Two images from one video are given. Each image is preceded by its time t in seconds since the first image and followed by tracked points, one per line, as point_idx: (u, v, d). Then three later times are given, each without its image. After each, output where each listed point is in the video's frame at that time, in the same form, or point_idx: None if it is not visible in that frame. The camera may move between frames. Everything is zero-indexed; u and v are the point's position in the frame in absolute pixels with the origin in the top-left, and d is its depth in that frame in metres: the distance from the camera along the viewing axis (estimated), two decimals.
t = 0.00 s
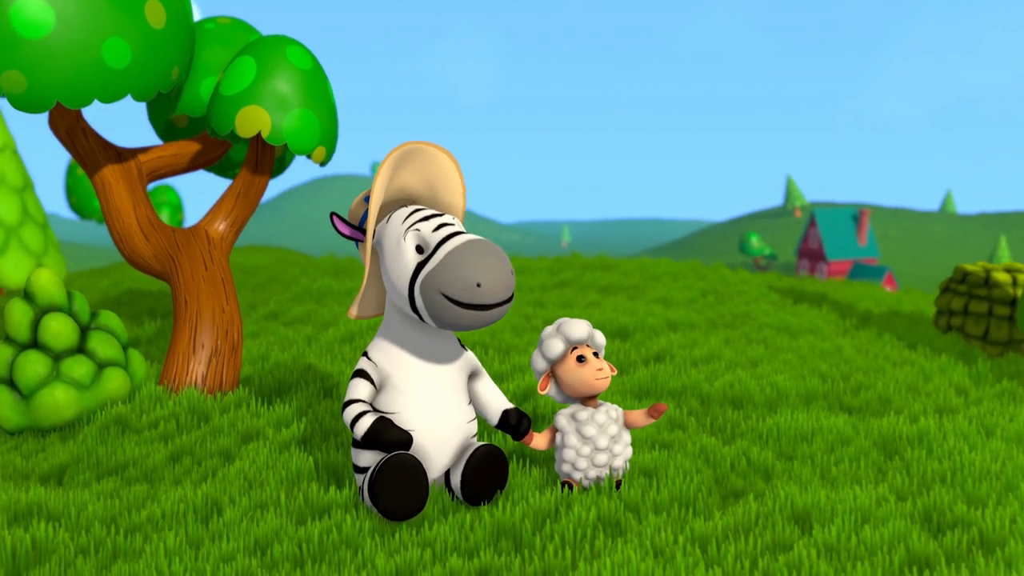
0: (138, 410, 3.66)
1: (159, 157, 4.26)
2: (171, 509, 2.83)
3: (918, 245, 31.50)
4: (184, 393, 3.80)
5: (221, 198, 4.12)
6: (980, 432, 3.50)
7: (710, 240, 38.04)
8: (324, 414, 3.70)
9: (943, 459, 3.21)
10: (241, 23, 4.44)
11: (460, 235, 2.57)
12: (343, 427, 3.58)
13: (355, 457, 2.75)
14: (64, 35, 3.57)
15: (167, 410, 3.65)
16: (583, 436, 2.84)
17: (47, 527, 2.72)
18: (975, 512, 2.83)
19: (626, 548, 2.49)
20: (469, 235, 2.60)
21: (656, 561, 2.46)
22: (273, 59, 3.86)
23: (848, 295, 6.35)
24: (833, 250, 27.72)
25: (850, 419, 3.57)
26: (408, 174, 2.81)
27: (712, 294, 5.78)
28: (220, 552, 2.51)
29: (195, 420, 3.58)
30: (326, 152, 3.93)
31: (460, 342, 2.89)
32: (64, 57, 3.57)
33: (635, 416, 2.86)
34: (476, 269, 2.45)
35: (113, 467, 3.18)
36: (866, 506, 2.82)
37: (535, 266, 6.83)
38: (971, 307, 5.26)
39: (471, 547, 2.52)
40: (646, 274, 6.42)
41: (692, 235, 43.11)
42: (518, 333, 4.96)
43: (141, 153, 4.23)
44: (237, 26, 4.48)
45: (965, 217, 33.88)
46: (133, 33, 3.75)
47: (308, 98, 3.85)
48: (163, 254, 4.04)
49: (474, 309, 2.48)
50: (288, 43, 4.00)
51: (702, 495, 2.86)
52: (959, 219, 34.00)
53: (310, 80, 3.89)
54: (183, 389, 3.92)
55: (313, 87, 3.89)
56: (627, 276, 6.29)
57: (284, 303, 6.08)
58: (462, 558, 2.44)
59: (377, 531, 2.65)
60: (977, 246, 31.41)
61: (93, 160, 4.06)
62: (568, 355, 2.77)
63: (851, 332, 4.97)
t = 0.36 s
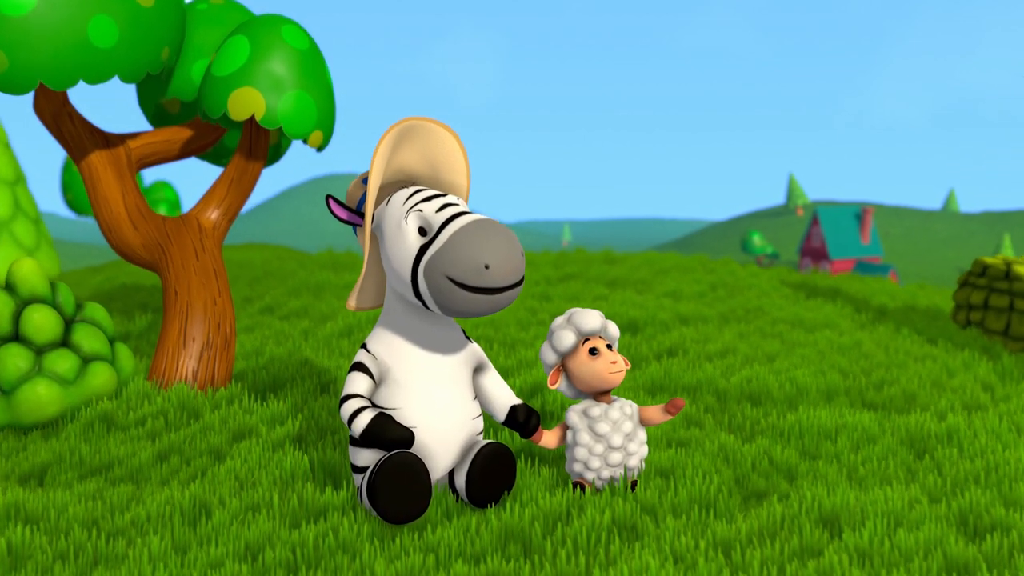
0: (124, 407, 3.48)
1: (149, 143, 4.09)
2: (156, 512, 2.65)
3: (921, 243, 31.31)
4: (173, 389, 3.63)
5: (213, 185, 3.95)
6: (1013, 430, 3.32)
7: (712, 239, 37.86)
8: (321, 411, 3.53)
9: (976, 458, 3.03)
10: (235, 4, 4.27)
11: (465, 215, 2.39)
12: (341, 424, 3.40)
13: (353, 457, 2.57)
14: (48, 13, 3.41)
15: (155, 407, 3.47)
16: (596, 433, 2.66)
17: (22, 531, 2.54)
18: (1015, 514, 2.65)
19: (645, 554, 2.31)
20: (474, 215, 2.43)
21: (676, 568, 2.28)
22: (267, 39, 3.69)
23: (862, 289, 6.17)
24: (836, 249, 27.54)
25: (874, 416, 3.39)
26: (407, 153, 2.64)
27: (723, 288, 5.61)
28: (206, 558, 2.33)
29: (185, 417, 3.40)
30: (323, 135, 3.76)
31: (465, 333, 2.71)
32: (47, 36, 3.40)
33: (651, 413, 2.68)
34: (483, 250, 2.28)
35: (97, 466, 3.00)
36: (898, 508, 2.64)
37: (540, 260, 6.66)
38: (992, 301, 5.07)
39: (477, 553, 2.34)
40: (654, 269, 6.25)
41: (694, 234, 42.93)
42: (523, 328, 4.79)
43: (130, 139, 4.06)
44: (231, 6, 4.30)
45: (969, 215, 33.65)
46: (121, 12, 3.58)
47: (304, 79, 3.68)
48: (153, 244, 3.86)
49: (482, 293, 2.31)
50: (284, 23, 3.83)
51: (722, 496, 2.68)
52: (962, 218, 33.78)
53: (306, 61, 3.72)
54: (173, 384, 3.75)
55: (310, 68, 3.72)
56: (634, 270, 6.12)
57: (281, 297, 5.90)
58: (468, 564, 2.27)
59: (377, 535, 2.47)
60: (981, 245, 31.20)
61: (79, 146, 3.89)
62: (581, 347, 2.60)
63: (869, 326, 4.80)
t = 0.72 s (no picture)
0: (112, 403, 3.33)
1: (139, 130, 3.94)
2: (141, 514, 2.48)
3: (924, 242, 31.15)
4: (163, 385, 3.48)
5: (205, 173, 3.80)
6: None
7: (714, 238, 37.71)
8: (318, 408, 3.37)
9: (1009, 456, 2.87)
10: None
11: (471, 195, 2.24)
12: (338, 422, 3.25)
13: (351, 456, 2.41)
14: None
15: (143, 404, 3.32)
16: (608, 431, 2.50)
17: None
18: None
19: (663, 559, 2.15)
20: (481, 195, 2.28)
21: None
22: (263, 20, 3.53)
23: (874, 285, 6.02)
24: (839, 248, 27.39)
25: (898, 413, 3.23)
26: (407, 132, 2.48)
27: (733, 284, 5.46)
28: (193, 564, 2.17)
29: (174, 414, 3.25)
30: (320, 120, 3.61)
31: (470, 324, 2.55)
32: (31, 15, 3.25)
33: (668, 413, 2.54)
34: (491, 231, 2.13)
35: (81, 466, 2.84)
36: (930, 510, 2.48)
37: (544, 254, 6.51)
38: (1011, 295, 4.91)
39: (483, 558, 2.18)
40: (661, 264, 6.11)
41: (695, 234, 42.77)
42: (528, 323, 4.64)
43: (120, 126, 3.91)
44: None
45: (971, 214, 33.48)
46: None
47: (300, 61, 3.52)
48: (143, 234, 3.73)
49: (490, 278, 2.15)
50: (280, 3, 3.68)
51: (743, 498, 2.52)
52: (965, 216, 33.62)
53: (302, 42, 3.56)
54: (163, 380, 3.61)
55: (306, 49, 3.57)
56: (641, 266, 5.98)
57: (279, 292, 5.75)
58: (473, 571, 2.11)
59: (376, 539, 2.31)
60: (984, 244, 31.03)
61: (67, 133, 3.74)
62: (594, 338, 2.44)
63: (885, 322, 4.64)
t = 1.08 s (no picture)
0: (100, 401, 3.20)
1: (131, 117, 3.81)
2: (128, 516, 2.35)
3: (927, 241, 31.02)
4: (153, 381, 3.37)
5: (198, 161, 3.68)
6: None
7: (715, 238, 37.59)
8: (315, 405, 3.24)
9: None
10: None
11: (477, 177, 2.11)
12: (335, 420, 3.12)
13: (349, 455, 2.29)
14: None
15: (132, 401, 3.19)
16: (620, 427, 2.38)
17: None
18: None
19: (681, 564, 2.01)
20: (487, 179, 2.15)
21: None
22: (258, 3, 3.42)
23: (886, 282, 5.89)
24: (841, 247, 27.27)
25: (919, 411, 3.10)
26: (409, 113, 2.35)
27: (742, 280, 5.34)
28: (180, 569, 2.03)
29: (165, 411, 3.13)
30: (318, 107, 3.49)
31: (475, 317, 2.42)
32: None
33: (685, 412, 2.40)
34: (498, 216, 2.00)
35: (66, 465, 2.71)
36: (960, 510, 2.34)
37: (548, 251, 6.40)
38: None
39: (488, 564, 2.04)
40: (667, 261, 6.00)
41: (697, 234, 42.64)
42: (534, 320, 4.53)
43: (110, 113, 3.78)
44: None
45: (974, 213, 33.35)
46: None
47: (297, 46, 3.41)
48: (133, 226, 3.61)
49: (497, 266, 2.02)
50: None
51: (762, 499, 2.39)
52: (968, 215, 33.49)
53: (299, 27, 3.45)
54: (155, 376, 3.50)
55: (303, 34, 3.45)
56: (647, 263, 5.86)
57: (276, 288, 5.63)
58: None
59: (375, 543, 2.18)
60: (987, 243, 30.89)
61: (55, 120, 3.61)
62: (611, 330, 2.33)
63: (900, 318, 4.52)
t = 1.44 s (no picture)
0: (90, 398, 3.10)
1: (125, 108, 3.72)
2: (117, 517, 2.25)
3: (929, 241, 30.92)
4: (145, 378, 3.29)
5: (194, 153, 3.60)
6: None
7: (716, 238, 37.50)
8: (312, 403, 3.15)
9: None
10: None
11: (488, 173, 2.02)
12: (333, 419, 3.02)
13: (347, 453, 2.19)
14: None
15: (123, 399, 3.10)
16: (630, 426, 2.28)
17: None
18: None
19: (695, 567, 1.91)
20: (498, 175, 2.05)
21: None
22: None
23: (895, 279, 5.80)
24: (843, 246, 27.18)
25: (936, 409, 3.01)
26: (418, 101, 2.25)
27: (749, 277, 5.26)
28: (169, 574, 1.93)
29: (158, 409, 3.04)
30: (315, 96, 3.38)
31: (481, 314, 2.33)
32: None
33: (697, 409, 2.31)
34: (510, 216, 1.91)
35: (54, 465, 2.61)
36: (984, 511, 2.24)
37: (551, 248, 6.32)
38: None
39: (492, 569, 1.94)
40: (673, 258, 5.92)
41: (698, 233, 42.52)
42: (538, 317, 4.44)
43: (103, 104, 3.69)
44: None
45: (976, 212, 33.23)
46: None
47: (295, 35, 3.32)
48: (126, 219, 3.53)
49: (507, 269, 1.93)
50: None
51: (777, 499, 2.29)
52: (970, 214, 33.38)
53: (297, 16, 3.36)
54: (148, 372, 3.42)
55: (302, 23, 3.37)
56: (652, 259, 5.78)
57: (275, 284, 5.54)
58: None
59: (375, 546, 2.08)
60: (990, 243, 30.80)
61: (46, 111, 3.52)
62: (621, 324, 2.23)
63: (911, 316, 4.42)
